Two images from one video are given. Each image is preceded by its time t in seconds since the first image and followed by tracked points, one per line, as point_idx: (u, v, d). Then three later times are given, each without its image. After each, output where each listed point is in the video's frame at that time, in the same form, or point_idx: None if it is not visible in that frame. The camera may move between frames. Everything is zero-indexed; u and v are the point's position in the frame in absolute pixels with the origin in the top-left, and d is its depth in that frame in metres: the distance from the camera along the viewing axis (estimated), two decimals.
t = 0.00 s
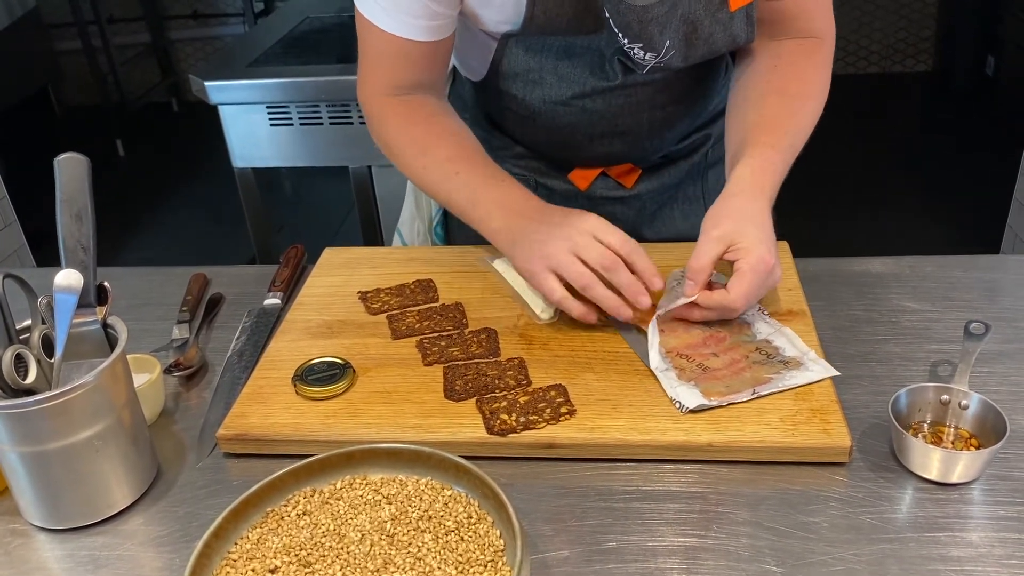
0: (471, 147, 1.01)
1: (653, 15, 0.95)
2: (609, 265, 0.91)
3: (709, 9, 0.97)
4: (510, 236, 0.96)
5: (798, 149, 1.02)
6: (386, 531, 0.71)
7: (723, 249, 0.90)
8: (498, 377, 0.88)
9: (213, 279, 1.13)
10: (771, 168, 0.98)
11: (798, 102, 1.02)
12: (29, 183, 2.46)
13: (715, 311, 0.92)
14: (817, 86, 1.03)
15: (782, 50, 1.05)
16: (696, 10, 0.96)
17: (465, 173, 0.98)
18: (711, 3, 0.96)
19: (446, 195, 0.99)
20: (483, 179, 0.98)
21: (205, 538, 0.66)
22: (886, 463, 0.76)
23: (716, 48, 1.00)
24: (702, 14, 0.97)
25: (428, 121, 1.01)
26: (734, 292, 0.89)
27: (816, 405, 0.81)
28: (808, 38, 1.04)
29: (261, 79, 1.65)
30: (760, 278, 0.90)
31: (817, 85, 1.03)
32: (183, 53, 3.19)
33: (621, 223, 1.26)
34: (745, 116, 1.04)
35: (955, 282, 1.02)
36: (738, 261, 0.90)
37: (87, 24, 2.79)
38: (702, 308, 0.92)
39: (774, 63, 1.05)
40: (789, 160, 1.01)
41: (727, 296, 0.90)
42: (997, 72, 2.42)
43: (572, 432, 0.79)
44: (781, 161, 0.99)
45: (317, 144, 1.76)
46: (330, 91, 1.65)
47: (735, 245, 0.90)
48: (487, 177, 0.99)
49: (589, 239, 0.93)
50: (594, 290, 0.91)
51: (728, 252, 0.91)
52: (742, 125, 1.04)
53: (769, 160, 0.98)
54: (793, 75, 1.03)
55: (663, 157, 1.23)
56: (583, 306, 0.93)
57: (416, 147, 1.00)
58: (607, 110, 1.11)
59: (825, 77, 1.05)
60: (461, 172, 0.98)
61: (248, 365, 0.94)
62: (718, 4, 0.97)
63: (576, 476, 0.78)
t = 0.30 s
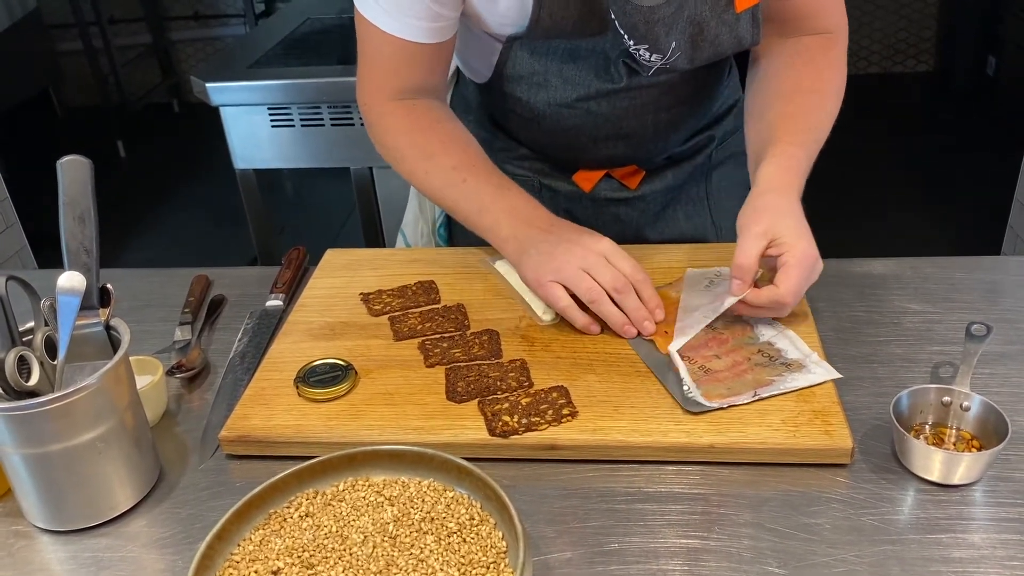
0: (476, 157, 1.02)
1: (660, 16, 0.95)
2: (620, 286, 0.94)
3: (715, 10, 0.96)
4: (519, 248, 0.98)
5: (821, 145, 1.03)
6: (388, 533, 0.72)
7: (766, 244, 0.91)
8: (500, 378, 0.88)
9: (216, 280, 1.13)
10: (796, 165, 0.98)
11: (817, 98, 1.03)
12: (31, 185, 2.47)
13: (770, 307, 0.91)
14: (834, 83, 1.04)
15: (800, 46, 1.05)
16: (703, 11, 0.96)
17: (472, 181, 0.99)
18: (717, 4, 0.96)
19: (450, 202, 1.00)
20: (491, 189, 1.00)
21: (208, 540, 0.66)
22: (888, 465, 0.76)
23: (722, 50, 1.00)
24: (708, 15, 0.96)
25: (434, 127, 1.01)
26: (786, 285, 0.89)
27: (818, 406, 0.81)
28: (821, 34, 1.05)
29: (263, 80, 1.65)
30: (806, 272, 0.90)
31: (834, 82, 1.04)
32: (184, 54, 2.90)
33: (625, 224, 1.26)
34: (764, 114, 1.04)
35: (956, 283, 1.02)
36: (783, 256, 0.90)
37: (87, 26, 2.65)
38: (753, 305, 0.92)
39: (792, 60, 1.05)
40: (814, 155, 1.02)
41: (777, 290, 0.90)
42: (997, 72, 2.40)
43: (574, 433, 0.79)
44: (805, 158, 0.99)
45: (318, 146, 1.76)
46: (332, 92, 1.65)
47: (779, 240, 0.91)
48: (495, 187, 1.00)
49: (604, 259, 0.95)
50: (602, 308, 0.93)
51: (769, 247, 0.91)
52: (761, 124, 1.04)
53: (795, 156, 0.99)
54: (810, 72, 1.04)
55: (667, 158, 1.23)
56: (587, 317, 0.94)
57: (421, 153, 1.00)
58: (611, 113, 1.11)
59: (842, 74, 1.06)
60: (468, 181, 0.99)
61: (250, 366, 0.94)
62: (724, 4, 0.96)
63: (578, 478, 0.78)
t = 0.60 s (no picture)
0: (479, 158, 1.02)
1: (670, 16, 0.95)
2: (621, 286, 0.94)
3: (724, 10, 0.96)
4: (520, 249, 0.98)
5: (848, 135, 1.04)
6: (391, 534, 0.72)
7: (807, 243, 0.92)
8: (503, 379, 0.88)
9: (218, 281, 1.13)
10: (827, 161, 1.00)
11: (838, 95, 1.03)
12: (33, 186, 2.47)
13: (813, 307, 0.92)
14: (853, 76, 1.04)
15: (814, 44, 1.06)
16: (711, 11, 0.96)
17: (474, 181, 1.00)
18: (726, 5, 0.96)
19: (451, 202, 1.00)
20: (493, 188, 1.00)
21: (211, 541, 0.66)
22: (890, 465, 0.76)
23: (730, 50, 1.00)
24: (717, 15, 0.96)
25: (437, 128, 1.01)
26: (831, 280, 0.90)
27: (820, 407, 0.81)
28: (832, 30, 1.05)
29: (264, 80, 1.65)
30: (847, 268, 0.91)
31: (853, 76, 1.04)
32: (185, 54, 2.96)
33: (629, 224, 1.26)
34: (787, 113, 1.05)
35: (958, 283, 1.02)
36: (824, 252, 0.92)
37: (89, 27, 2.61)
38: (793, 305, 0.92)
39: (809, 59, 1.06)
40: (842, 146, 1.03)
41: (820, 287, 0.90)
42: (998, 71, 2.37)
43: (577, 434, 0.79)
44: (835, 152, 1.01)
45: (319, 146, 1.76)
46: (333, 93, 1.65)
47: (819, 237, 0.93)
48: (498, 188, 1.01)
49: (605, 259, 0.96)
50: (603, 306, 0.93)
51: (812, 246, 0.93)
52: (785, 123, 1.05)
53: (824, 152, 1.00)
54: (829, 69, 1.04)
55: (672, 159, 1.23)
56: (588, 317, 0.94)
57: (423, 154, 1.00)
58: (618, 114, 1.11)
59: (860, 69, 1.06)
60: (470, 181, 1.00)
61: (253, 367, 0.94)
62: (733, 5, 0.96)
63: (580, 479, 0.78)
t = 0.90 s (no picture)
0: (481, 154, 1.02)
1: (679, 12, 0.95)
2: (622, 285, 0.94)
3: (732, 6, 0.96)
4: (522, 248, 0.98)
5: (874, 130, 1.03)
6: (392, 533, 0.72)
7: (855, 240, 0.91)
8: (504, 378, 0.88)
9: (219, 280, 1.13)
10: (859, 158, 0.99)
11: (862, 92, 1.03)
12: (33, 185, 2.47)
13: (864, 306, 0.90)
14: (873, 72, 1.04)
15: (829, 43, 1.06)
16: (720, 7, 0.96)
17: (475, 179, 0.99)
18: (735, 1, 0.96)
19: (452, 201, 1.00)
20: (495, 187, 0.99)
21: (212, 540, 0.66)
22: (892, 464, 0.76)
23: (737, 47, 1.00)
24: (725, 12, 0.97)
25: (438, 124, 1.01)
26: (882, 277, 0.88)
27: (821, 406, 0.81)
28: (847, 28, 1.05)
29: (264, 80, 1.65)
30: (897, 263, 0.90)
31: (873, 72, 1.04)
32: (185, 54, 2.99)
33: (632, 223, 1.26)
34: (811, 113, 1.05)
35: (960, 282, 1.02)
36: (872, 250, 0.90)
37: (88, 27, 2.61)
38: (844, 305, 0.90)
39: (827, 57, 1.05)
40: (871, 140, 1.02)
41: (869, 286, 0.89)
42: (998, 70, 2.34)
43: (577, 433, 0.79)
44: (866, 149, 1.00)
45: (319, 146, 1.76)
46: (333, 92, 1.65)
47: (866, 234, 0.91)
48: (500, 184, 1.00)
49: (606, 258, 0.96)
50: (602, 305, 0.93)
51: (858, 244, 0.91)
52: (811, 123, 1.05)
53: (856, 149, 0.99)
54: (849, 66, 1.04)
55: (676, 158, 1.23)
56: (589, 317, 0.94)
57: (423, 152, 1.00)
58: (624, 112, 1.11)
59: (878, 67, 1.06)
60: (471, 178, 0.99)
61: (253, 366, 0.94)
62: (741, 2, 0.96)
63: (581, 478, 0.78)
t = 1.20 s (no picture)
0: (499, 158, 0.98)
1: (686, 5, 0.95)
2: (647, 289, 0.86)
3: None
4: (542, 253, 0.92)
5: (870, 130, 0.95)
6: (391, 532, 0.71)
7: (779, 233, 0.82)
8: (504, 377, 0.87)
9: (219, 279, 1.13)
10: (842, 156, 0.91)
11: (862, 95, 0.96)
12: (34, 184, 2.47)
13: (820, 315, 0.80)
14: (877, 73, 0.97)
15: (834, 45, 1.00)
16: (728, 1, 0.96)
17: (493, 184, 0.95)
18: None
19: (472, 208, 0.95)
20: (513, 191, 0.95)
21: (212, 539, 0.66)
22: (894, 463, 0.76)
23: (744, 41, 1.00)
24: (733, 6, 0.96)
25: (455, 130, 0.97)
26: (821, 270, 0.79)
27: (822, 404, 0.81)
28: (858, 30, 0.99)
29: (264, 79, 1.65)
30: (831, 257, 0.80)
31: (878, 71, 0.98)
32: (185, 53, 2.72)
33: (636, 220, 1.26)
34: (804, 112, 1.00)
35: (961, 280, 1.02)
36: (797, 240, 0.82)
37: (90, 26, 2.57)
38: (806, 321, 0.80)
39: (825, 58, 1.00)
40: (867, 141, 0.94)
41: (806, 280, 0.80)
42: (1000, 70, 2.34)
43: (578, 432, 0.79)
44: (857, 148, 0.92)
45: (319, 145, 1.76)
46: (334, 91, 1.64)
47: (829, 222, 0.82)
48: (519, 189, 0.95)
49: (630, 262, 0.88)
50: (623, 313, 0.87)
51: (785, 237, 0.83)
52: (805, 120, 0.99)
53: (842, 147, 0.92)
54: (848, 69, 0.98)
55: (679, 156, 1.23)
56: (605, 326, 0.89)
57: (442, 157, 0.96)
58: (629, 110, 1.11)
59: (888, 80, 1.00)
60: (490, 183, 0.95)
61: (253, 365, 0.94)
62: None
63: (582, 477, 0.78)
